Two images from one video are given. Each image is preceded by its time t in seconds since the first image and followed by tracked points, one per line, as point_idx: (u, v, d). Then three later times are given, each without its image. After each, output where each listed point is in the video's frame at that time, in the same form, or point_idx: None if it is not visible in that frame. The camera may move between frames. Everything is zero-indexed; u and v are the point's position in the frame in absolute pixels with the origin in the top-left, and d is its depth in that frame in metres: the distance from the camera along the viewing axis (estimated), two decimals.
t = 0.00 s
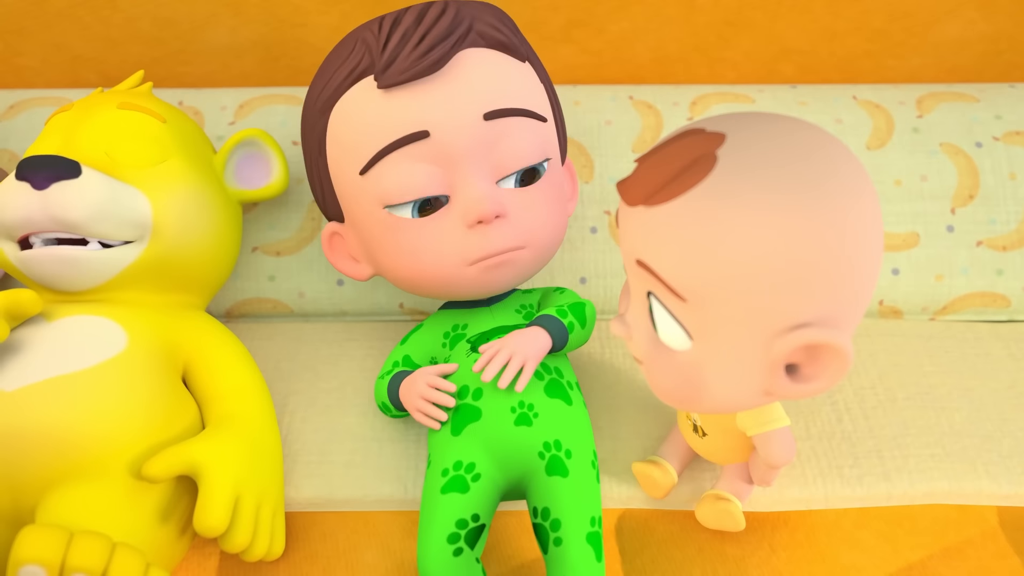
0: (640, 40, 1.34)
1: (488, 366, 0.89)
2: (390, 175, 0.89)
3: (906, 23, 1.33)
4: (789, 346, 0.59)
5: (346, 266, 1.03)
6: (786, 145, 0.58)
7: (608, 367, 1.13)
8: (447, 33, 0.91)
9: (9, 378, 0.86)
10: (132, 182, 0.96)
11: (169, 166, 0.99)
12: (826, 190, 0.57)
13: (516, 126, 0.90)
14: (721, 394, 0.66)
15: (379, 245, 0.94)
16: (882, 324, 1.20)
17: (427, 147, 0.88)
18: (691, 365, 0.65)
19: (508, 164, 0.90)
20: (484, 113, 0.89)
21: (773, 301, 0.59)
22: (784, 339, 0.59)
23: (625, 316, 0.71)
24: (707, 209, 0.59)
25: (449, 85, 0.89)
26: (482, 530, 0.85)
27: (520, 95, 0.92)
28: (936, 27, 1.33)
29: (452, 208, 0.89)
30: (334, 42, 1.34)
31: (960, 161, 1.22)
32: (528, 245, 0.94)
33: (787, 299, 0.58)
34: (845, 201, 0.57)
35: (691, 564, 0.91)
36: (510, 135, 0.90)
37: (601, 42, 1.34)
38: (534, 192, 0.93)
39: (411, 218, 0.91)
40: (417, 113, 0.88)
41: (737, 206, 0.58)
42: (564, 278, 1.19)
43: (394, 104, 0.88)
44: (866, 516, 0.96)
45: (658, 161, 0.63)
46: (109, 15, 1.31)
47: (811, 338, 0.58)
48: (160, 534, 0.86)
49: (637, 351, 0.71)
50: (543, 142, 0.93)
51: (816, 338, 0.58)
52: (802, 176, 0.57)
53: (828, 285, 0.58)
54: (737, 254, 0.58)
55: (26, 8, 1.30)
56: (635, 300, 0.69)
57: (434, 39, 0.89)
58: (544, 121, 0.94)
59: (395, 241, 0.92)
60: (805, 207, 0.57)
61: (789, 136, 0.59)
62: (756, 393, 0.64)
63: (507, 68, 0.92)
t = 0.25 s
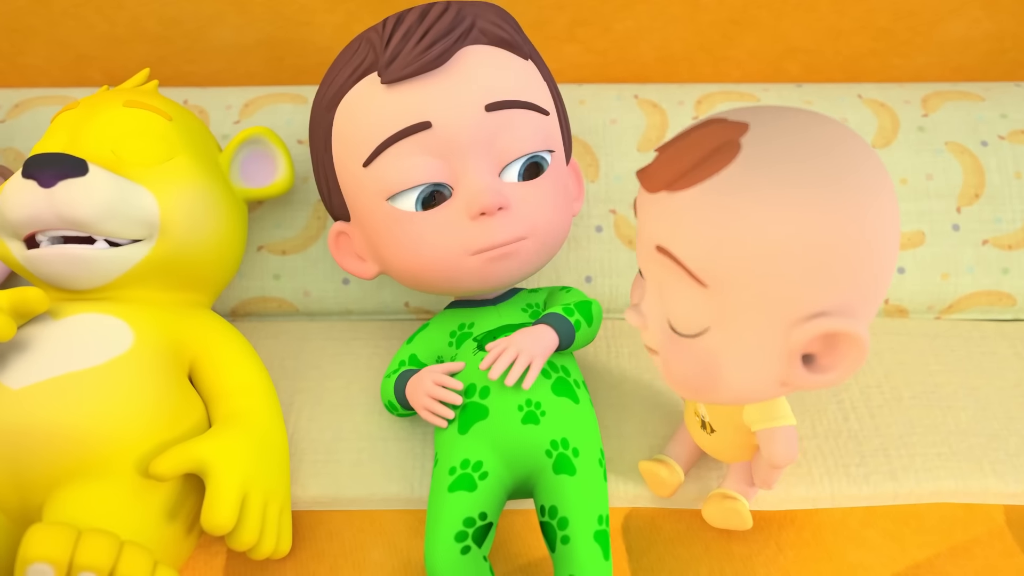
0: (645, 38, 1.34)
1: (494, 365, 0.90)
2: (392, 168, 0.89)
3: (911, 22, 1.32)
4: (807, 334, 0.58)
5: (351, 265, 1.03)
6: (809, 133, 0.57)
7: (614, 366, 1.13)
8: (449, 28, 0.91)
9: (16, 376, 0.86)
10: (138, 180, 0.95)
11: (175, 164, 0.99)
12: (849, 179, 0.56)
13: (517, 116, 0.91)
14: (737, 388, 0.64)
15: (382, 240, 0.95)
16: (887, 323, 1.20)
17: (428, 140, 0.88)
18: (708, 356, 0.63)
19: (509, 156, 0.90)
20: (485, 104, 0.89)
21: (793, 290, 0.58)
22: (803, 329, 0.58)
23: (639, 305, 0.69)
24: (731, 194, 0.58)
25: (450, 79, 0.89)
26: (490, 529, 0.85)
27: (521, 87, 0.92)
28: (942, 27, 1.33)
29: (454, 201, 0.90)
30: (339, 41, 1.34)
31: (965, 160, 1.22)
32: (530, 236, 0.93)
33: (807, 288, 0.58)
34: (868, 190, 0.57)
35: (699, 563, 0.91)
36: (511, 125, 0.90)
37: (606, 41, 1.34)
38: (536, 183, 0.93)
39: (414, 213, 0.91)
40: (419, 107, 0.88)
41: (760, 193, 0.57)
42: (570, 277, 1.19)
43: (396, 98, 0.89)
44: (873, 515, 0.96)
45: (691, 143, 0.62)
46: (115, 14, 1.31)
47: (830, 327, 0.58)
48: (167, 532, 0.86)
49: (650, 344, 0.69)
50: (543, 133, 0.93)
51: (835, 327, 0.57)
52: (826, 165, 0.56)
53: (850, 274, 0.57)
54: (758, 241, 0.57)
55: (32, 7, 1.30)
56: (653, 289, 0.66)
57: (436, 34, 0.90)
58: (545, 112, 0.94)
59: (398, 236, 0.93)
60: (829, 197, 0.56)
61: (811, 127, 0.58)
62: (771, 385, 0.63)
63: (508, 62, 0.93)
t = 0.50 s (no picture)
0: (651, 38, 1.34)
1: (504, 362, 0.89)
2: (400, 165, 0.89)
3: (917, 21, 1.32)
4: (855, 301, 0.64)
5: (359, 264, 1.03)
6: (874, 120, 0.64)
7: (620, 364, 1.12)
8: (457, 27, 0.91)
9: (24, 375, 0.86)
10: (146, 179, 0.95)
11: (183, 162, 0.99)
12: (905, 167, 0.62)
13: (524, 113, 0.91)
14: (777, 349, 0.69)
15: (389, 238, 0.95)
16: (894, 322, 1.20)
17: (436, 139, 0.88)
18: (755, 313, 0.69)
19: (516, 154, 0.91)
20: (492, 100, 0.89)
21: (848, 257, 0.63)
22: (855, 294, 0.64)
23: (681, 267, 0.74)
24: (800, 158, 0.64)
25: (457, 77, 0.89)
26: (499, 527, 0.85)
27: (527, 85, 0.92)
28: (948, 25, 1.32)
29: (463, 199, 0.90)
30: (345, 40, 1.34)
31: (972, 159, 1.22)
32: (537, 232, 0.93)
33: (860, 256, 0.63)
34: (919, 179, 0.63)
35: (707, 562, 0.91)
36: (518, 122, 0.90)
37: (612, 40, 1.34)
38: (543, 180, 0.93)
39: (422, 210, 0.91)
40: (427, 106, 0.88)
41: (828, 162, 0.62)
42: (577, 276, 1.19)
43: (404, 97, 0.89)
44: (881, 514, 0.96)
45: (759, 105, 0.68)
46: (120, 13, 1.31)
47: (876, 295, 0.63)
48: (175, 530, 0.86)
49: (688, 305, 0.74)
50: (549, 129, 0.93)
51: (883, 294, 0.63)
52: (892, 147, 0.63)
53: (902, 250, 0.63)
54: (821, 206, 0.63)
55: (38, 6, 1.30)
56: (697, 250, 0.72)
57: (444, 33, 0.90)
58: (552, 108, 0.94)
59: (405, 235, 0.92)
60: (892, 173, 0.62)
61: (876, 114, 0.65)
62: (811, 351, 0.69)
63: (514, 58, 0.93)
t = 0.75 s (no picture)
0: (657, 36, 1.34)
1: (512, 363, 0.90)
2: (408, 164, 0.89)
3: (923, 20, 1.32)
4: (822, 339, 0.61)
5: (366, 263, 1.03)
6: (831, 137, 0.60)
7: (628, 363, 1.12)
8: (466, 25, 0.91)
9: (34, 374, 0.86)
10: (155, 178, 0.96)
11: (191, 161, 0.99)
12: (868, 188, 0.58)
13: (532, 111, 0.91)
14: (755, 385, 0.67)
15: (397, 237, 0.94)
16: (901, 321, 1.20)
17: (445, 138, 0.88)
18: (725, 356, 0.67)
19: (525, 153, 0.91)
20: (501, 98, 0.89)
21: (810, 295, 0.60)
22: (819, 332, 0.61)
23: (654, 306, 0.73)
24: (742, 204, 0.61)
25: (466, 75, 0.89)
26: (508, 525, 0.85)
27: (536, 83, 0.92)
28: (954, 24, 1.32)
29: (471, 198, 0.90)
30: (351, 39, 1.34)
31: (978, 158, 1.22)
32: (545, 231, 0.93)
33: (825, 293, 0.60)
34: (888, 197, 0.59)
35: (716, 560, 0.91)
36: (526, 120, 0.90)
37: (618, 39, 1.34)
38: (551, 178, 0.93)
39: (431, 209, 0.91)
40: (435, 103, 0.88)
41: (775, 202, 0.59)
42: (584, 275, 1.19)
43: (412, 95, 0.89)
44: (890, 513, 0.96)
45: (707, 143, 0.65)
46: (127, 12, 1.31)
47: (844, 332, 0.60)
48: (185, 528, 0.86)
49: (666, 343, 0.73)
50: (558, 127, 0.93)
51: (851, 331, 0.60)
52: (847, 171, 0.59)
53: (868, 279, 0.59)
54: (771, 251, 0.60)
55: (45, 6, 1.30)
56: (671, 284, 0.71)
57: (454, 31, 0.90)
58: (560, 106, 0.94)
59: (414, 233, 0.92)
60: (848, 202, 0.58)
61: (834, 133, 0.61)
62: (787, 383, 0.66)
63: (521, 56, 0.93)
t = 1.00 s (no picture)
0: (663, 36, 1.34)
1: (522, 361, 0.90)
2: (417, 163, 0.89)
3: (929, 19, 1.32)
4: (863, 308, 0.64)
5: (375, 262, 1.03)
6: (884, 123, 0.64)
7: (636, 362, 1.13)
8: (475, 24, 0.91)
9: (44, 372, 0.86)
10: (164, 177, 0.96)
11: (200, 160, 1.00)
12: (916, 169, 0.62)
13: (540, 110, 0.91)
14: (789, 358, 0.70)
15: (406, 236, 0.94)
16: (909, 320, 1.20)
17: (455, 137, 0.88)
18: (765, 323, 0.69)
19: (533, 152, 0.91)
20: (509, 96, 0.89)
21: (858, 264, 0.63)
22: (864, 301, 0.64)
23: (689, 278, 0.75)
24: (799, 172, 0.64)
25: (475, 74, 0.89)
26: (518, 524, 0.85)
27: (543, 82, 0.92)
28: (960, 24, 1.33)
29: (480, 197, 0.90)
30: (358, 39, 1.34)
31: (986, 157, 1.22)
32: (554, 229, 0.93)
33: (871, 263, 0.63)
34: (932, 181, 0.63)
35: (725, 559, 0.91)
36: (535, 118, 0.90)
37: (625, 39, 1.34)
38: (560, 177, 0.93)
39: (440, 208, 0.91)
40: (444, 102, 0.88)
41: (827, 174, 0.62)
42: (592, 274, 1.19)
43: (421, 94, 0.89)
44: (899, 511, 0.96)
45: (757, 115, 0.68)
46: (134, 12, 1.31)
47: (886, 302, 0.63)
48: (194, 527, 0.86)
49: (698, 314, 0.74)
50: (566, 125, 0.93)
51: (892, 301, 0.63)
52: (896, 154, 0.62)
53: (909, 258, 0.62)
54: (824, 219, 0.63)
55: (52, 5, 1.30)
56: (706, 258, 0.73)
57: (462, 30, 0.90)
58: (568, 104, 0.94)
59: (423, 233, 0.92)
60: (897, 183, 0.61)
61: (879, 120, 0.64)
62: (821, 358, 0.69)
63: (530, 55, 0.93)
